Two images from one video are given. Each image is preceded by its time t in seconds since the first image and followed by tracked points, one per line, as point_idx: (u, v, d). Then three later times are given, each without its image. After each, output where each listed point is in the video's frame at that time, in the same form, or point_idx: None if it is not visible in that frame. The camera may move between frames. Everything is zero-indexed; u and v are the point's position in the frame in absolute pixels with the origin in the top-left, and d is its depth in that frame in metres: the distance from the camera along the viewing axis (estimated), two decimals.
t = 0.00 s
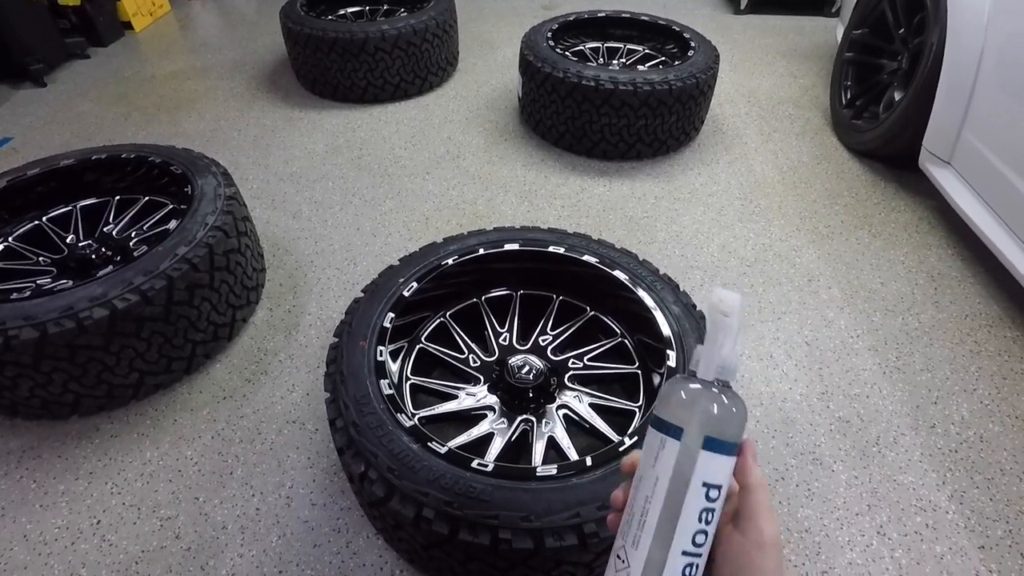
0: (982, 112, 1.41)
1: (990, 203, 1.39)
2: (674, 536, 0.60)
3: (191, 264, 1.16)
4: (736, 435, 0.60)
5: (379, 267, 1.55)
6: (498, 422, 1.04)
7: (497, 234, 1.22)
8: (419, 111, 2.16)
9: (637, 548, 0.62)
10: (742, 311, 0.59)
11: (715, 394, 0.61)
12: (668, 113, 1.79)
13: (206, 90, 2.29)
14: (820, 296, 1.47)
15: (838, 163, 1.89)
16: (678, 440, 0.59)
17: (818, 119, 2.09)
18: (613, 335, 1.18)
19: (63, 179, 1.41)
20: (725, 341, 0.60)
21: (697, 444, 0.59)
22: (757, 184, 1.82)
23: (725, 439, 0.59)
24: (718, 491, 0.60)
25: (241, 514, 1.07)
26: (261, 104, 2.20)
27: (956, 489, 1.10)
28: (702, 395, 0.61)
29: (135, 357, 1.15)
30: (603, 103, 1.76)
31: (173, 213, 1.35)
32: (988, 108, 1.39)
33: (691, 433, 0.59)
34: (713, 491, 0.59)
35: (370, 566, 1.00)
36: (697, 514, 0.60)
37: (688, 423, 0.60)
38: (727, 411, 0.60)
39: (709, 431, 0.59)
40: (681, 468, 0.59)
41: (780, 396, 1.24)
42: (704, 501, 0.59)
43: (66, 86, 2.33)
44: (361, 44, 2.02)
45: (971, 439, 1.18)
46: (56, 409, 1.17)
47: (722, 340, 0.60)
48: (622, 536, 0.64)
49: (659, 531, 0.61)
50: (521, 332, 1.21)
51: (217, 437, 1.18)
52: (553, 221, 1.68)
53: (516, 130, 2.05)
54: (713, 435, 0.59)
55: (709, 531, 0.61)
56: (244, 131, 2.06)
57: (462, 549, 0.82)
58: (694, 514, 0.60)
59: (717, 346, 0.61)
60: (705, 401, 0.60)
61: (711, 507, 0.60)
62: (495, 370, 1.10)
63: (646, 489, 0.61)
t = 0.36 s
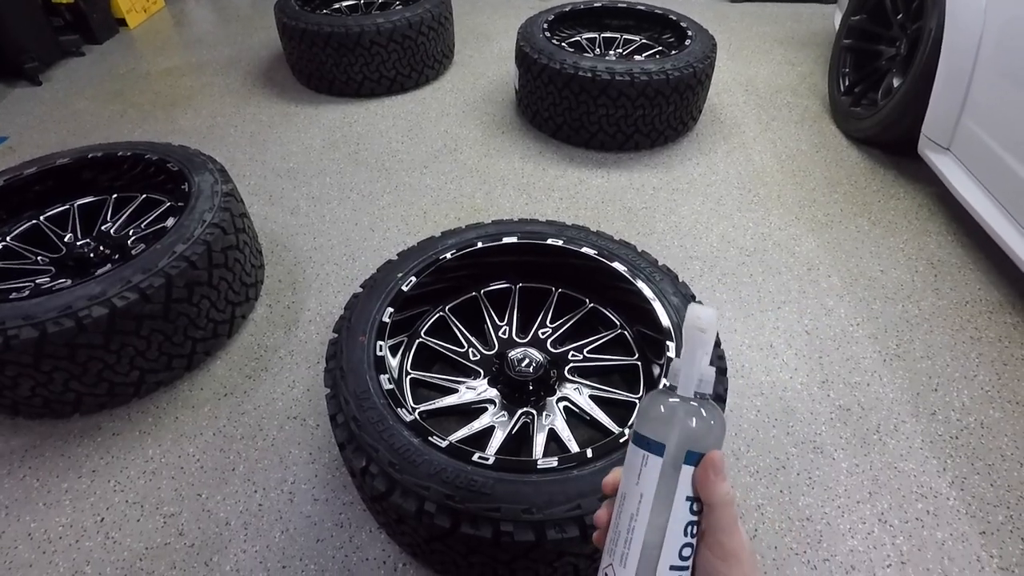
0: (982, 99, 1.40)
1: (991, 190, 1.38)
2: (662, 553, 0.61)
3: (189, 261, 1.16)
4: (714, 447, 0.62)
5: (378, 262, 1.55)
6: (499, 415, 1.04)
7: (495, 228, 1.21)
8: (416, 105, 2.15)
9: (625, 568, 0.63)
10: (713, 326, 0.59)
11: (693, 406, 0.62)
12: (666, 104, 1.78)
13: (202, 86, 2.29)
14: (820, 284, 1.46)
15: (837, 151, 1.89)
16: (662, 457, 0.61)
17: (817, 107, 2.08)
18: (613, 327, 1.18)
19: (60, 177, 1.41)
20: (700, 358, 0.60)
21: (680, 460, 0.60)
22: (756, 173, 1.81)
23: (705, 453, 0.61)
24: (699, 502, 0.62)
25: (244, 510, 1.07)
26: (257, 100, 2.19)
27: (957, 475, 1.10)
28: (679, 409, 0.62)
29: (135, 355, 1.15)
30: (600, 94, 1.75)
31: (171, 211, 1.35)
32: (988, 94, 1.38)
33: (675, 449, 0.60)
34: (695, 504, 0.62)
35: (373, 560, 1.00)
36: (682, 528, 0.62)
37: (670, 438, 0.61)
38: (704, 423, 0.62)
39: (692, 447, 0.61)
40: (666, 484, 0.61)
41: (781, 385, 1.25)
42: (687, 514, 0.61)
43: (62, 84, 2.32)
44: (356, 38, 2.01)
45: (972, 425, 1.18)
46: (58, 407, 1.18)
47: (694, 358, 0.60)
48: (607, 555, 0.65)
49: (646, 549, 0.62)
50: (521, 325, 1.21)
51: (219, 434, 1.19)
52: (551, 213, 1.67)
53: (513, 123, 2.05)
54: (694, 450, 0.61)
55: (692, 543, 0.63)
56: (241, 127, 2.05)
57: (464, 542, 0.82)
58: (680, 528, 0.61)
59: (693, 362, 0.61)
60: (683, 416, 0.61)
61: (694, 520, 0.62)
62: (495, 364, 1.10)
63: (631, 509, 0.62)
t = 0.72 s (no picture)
0: (983, 101, 1.40)
1: (993, 193, 1.38)
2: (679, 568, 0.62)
3: (191, 258, 1.16)
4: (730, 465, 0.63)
5: (380, 260, 1.55)
6: (499, 415, 1.04)
7: (498, 228, 1.22)
8: (419, 104, 2.16)
9: None
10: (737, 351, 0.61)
11: (707, 427, 0.63)
12: (668, 105, 1.78)
13: (205, 84, 2.29)
14: (821, 286, 1.46)
15: (839, 154, 1.89)
16: (683, 472, 0.62)
17: (819, 110, 2.08)
18: (614, 328, 1.18)
19: (63, 173, 1.41)
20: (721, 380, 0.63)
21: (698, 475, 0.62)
22: (757, 175, 1.81)
23: (722, 470, 0.62)
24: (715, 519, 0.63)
25: (244, 506, 1.07)
26: (260, 98, 2.20)
27: (957, 478, 1.10)
28: (695, 429, 0.64)
29: (137, 350, 1.15)
30: (602, 96, 1.75)
31: (174, 207, 1.35)
32: (989, 96, 1.39)
33: (694, 465, 0.62)
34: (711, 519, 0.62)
35: (373, 558, 1.00)
36: (698, 544, 0.62)
37: (690, 456, 0.62)
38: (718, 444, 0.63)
39: (710, 463, 0.62)
40: (685, 499, 0.62)
41: (781, 386, 1.25)
42: (704, 529, 0.62)
43: (66, 80, 2.32)
44: (360, 37, 2.01)
45: (972, 428, 1.18)
46: (59, 402, 1.18)
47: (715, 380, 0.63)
48: (623, 573, 0.64)
49: (663, 565, 0.62)
50: (522, 325, 1.21)
51: (219, 431, 1.19)
52: (553, 213, 1.68)
53: (515, 123, 2.05)
54: (712, 466, 0.62)
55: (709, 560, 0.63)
56: (244, 125, 2.06)
57: (464, 541, 0.83)
58: (697, 543, 0.62)
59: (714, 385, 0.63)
60: (699, 435, 0.63)
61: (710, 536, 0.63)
62: (496, 364, 1.10)
63: (650, 523, 0.62)
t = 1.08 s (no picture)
0: (978, 102, 1.41)
1: (989, 194, 1.38)
2: None
3: (190, 261, 1.17)
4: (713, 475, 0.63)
5: (378, 263, 1.55)
6: (498, 418, 1.04)
7: (496, 231, 1.22)
8: (417, 107, 2.16)
9: None
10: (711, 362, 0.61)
11: (692, 439, 0.64)
12: (665, 108, 1.79)
13: (204, 87, 2.29)
14: (818, 287, 1.47)
15: (836, 156, 1.89)
16: (667, 483, 0.62)
17: (816, 112, 2.09)
18: (612, 330, 1.18)
19: (62, 176, 1.41)
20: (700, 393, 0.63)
21: (682, 486, 0.62)
22: (755, 177, 1.82)
23: (705, 480, 0.63)
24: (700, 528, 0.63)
25: (242, 510, 1.07)
26: (259, 102, 2.20)
27: (956, 477, 1.10)
28: (680, 441, 0.64)
29: (135, 354, 1.15)
30: (600, 98, 1.76)
31: (172, 211, 1.36)
32: (984, 97, 1.39)
33: (677, 476, 0.62)
34: (696, 528, 0.62)
35: (371, 561, 1.00)
36: (683, 552, 0.62)
37: (673, 467, 0.63)
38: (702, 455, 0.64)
39: (693, 473, 0.62)
40: (670, 509, 0.62)
41: (779, 387, 1.25)
42: (689, 539, 0.62)
43: (64, 83, 2.32)
44: (357, 41, 2.02)
45: (971, 427, 1.18)
46: (56, 406, 1.18)
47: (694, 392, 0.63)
48: None
49: None
50: (520, 328, 1.21)
51: (218, 434, 1.18)
52: (551, 216, 1.68)
53: (513, 126, 2.05)
54: (695, 476, 0.62)
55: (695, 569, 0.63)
56: (242, 128, 2.06)
57: (462, 544, 0.82)
58: (682, 552, 0.62)
59: (694, 398, 0.63)
60: (683, 447, 0.63)
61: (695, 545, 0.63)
62: (494, 367, 1.11)
63: (636, 534, 0.62)
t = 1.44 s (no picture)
0: (972, 121, 1.43)
1: (986, 212, 1.39)
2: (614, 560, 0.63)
3: (193, 278, 1.17)
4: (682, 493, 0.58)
5: (379, 280, 1.56)
6: (498, 435, 1.04)
7: (496, 249, 1.23)
8: (419, 127, 2.19)
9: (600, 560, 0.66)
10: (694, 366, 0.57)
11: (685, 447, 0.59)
12: (665, 128, 1.81)
13: (209, 106, 2.32)
14: (817, 306, 1.47)
15: (834, 175, 1.91)
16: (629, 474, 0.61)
17: (813, 132, 2.11)
18: (612, 348, 1.19)
19: (68, 194, 1.42)
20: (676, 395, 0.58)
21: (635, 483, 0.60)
22: (754, 196, 1.83)
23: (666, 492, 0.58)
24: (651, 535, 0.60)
25: (241, 528, 1.07)
26: (263, 121, 2.23)
27: (957, 496, 1.10)
28: (668, 445, 0.60)
29: (137, 370, 1.15)
30: (600, 118, 1.78)
31: (176, 228, 1.37)
32: (978, 117, 1.41)
33: (633, 470, 0.60)
34: (647, 529, 0.60)
35: None
36: (631, 548, 0.61)
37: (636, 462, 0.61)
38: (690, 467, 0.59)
39: (653, 477, 0.59)
40: (625, 499, 0.61)
41: (779, 406, 1.25)
42: (636, 537, 0.60)
43: (71, 102, 2.35)
44: (361, 61, 2.05)
45: (971, 446, 1.18)
46: (58, 422, 1.18)
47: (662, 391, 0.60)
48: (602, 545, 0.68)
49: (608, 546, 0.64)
50: (521, 345, 1.21)
51: (218, 451, 1.19)
52: (551, 234, 1.69)
53: (514, 145, 2.08)
54: (647, 478, 0.59)
55: (643, 569, 0.61)
56: (246, 147, 2.08)
57: (462, 562, 0.82)
58: (628, 546, 0.61)
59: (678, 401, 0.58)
60: (674, 451, 0.59)
61: (646, 547, 0.60)
62: (494, 384, 1.11)
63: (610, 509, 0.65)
